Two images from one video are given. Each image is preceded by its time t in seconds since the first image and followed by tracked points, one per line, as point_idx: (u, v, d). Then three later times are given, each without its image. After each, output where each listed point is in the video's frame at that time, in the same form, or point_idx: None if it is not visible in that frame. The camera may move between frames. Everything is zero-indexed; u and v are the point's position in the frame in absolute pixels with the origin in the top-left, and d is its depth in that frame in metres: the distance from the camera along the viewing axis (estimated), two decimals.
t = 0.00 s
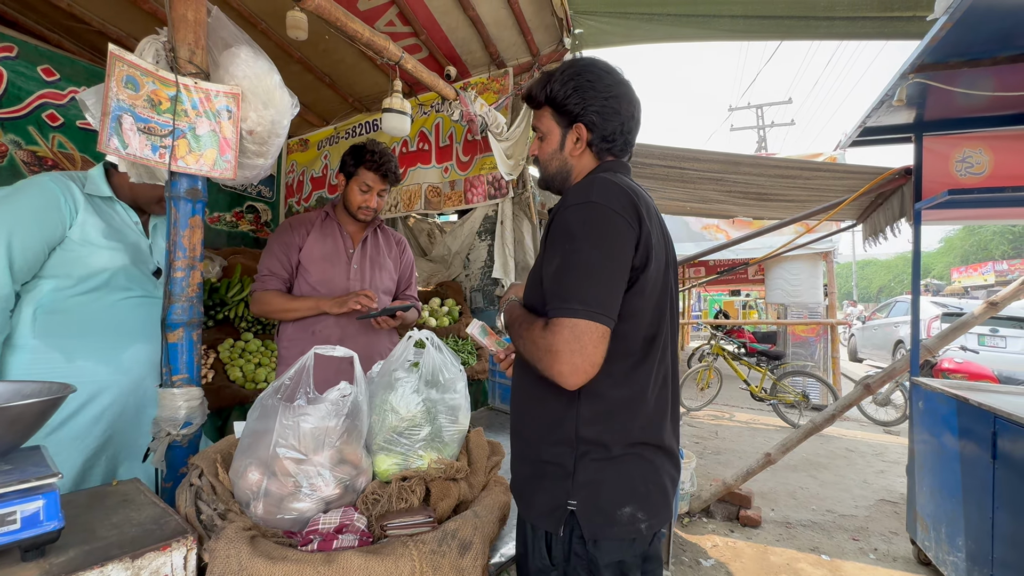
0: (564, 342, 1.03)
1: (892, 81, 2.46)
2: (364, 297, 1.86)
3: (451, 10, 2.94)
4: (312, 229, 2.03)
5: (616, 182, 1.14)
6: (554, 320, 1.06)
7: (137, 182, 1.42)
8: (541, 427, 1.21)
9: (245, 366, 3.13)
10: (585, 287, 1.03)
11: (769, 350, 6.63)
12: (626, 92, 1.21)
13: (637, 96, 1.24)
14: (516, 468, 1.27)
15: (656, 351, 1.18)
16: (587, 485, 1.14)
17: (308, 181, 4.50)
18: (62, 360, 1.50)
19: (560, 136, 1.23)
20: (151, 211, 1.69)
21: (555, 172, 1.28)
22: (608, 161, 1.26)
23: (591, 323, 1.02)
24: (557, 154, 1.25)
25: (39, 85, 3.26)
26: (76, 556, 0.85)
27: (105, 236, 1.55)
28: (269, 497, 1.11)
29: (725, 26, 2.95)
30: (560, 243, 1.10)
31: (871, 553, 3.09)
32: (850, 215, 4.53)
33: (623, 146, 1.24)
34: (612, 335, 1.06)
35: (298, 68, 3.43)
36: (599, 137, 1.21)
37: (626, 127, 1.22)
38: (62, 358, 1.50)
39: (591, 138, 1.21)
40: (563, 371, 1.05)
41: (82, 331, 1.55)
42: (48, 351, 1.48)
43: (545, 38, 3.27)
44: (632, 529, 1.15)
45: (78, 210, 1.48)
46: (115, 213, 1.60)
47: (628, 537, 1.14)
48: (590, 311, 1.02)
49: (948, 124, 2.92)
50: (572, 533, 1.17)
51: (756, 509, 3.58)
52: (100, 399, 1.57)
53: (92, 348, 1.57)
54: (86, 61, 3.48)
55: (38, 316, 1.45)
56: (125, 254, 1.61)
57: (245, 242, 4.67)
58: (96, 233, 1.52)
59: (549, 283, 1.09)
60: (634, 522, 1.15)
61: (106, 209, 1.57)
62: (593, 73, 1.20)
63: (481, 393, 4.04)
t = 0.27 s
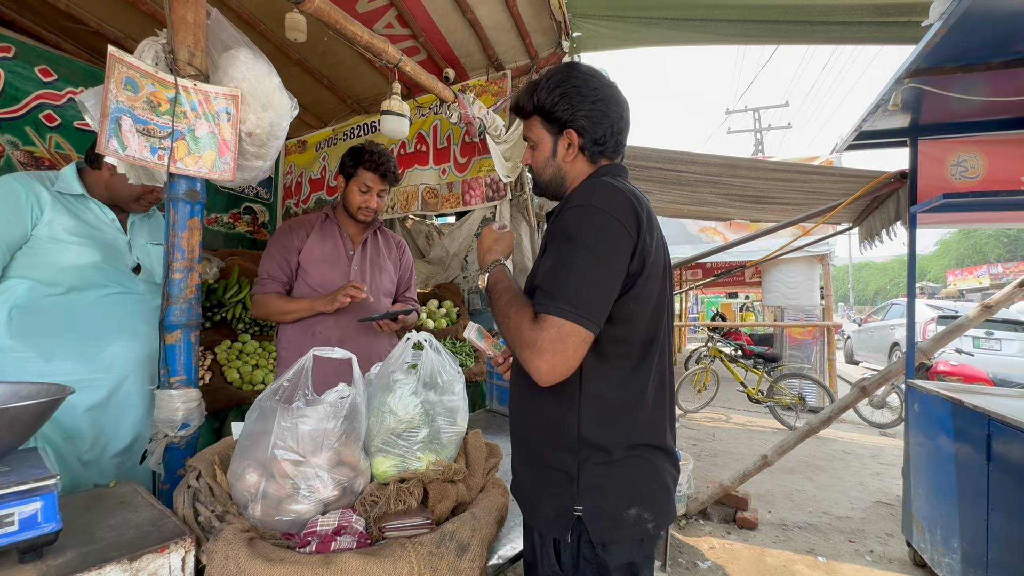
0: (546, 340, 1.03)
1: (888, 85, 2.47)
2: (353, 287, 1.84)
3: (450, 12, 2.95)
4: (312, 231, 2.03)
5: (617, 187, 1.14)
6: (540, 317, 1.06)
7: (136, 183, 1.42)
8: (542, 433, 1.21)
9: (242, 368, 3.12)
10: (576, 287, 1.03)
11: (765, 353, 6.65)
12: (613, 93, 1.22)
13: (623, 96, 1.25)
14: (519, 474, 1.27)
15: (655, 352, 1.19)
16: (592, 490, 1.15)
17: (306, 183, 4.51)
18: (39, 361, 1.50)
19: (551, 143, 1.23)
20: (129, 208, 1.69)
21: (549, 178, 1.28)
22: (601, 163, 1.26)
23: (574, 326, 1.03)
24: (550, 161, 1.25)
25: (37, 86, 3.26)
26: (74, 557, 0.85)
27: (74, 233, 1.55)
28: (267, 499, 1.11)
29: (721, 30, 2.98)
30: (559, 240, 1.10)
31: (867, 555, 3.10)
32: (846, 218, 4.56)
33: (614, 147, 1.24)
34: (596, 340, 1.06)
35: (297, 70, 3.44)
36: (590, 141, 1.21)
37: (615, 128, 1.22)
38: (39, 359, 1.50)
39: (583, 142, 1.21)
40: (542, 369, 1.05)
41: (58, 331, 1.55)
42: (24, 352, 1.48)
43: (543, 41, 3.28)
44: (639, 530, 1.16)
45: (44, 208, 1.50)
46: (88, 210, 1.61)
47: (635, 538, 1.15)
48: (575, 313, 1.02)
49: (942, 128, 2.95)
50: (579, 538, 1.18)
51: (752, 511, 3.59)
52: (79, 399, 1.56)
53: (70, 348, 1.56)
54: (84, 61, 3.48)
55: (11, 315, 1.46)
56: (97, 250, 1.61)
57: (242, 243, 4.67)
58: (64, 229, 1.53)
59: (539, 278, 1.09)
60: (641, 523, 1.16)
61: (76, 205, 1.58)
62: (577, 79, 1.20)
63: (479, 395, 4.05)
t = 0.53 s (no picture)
0: (537, 339, 1.04)
1: (885, 91, 2.49)
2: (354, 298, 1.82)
3: (449, 15, 2.95)
4: (311, 234, 2.02)
5: (625, 198, 1.14)
6: (535, 317, 1.07)
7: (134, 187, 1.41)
8: (549, 439, 1.21)
9: (240, 370, 3.09)
10: (572, 291, 1.04)
11: (762, 355, 6.66)
12: (606, 103, 1.22)
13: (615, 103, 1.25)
14: (525, 480, 1.26)
15: (660, 357, 1.21)
16: (604, 493, 1.15)
17: (304, 185, 4.50)
18: (25, 366, 1.50)
19: (550, 157, 1.23)
20: (111, 208, 1.69)
21: (551, 191, 1.27)
22: (600, 171, 1.26)
23: (566, 329, 1.03)
24: (551, 174, 1.25)
25: (33, 87, 3.24)
26: (71, 567, 0.84)
27: (60, 235, 1.56)
28: (266, 506, 1.11)
29: (719, 35, 2.99)
30: (565, 244, 1.10)
31: (864, 558, 3.11)
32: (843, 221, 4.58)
33: (612, 155, 1.25)
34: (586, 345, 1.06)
35: (295, 72, 3.43)
36: (590, 151, 1.21)
37: (612, 136, 1.23)
38: (25, 364, 1.50)
39: (582, 153, 1.21)
40: (528, 366, 1.05)
41: (44, 335, 1.55)
42: (10, 358, 1.47)
43: (541, 44, 3.28)
44: (649, 532, 1.16)
45: (28, 210, 1.50)
46: (71, 213, 1.61)
47: (646, 540, 1.15)
48: (567, 317, 1.03)
49: (939, 132, 2.96)
50: (592, 543, 1.17)
51: (750, 514, 3.60)
52: (66, 404, 1.55)
53: (57, 352, 1.56)
54: (80, 62, 3.46)
55: None
56: (82, 252, 1.61)
57: (239, 245, 4.65)
58: (48, 231, 1.53)
59: (538, 278, 1.11)
60: (651, 525, 1.16)
61: (60, 208, 1.59)
62: (570, 92, 1.21)
63: (477, 398, 4.02)
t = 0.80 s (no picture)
0: (536, 331, 1.05)
1: (885, 94, 2.49)
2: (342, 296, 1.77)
3: (449, 16, 2.94)
4: (309, 235, 2.01)
5: (632, 199, 1.14)
6: (536, 310, 1.07)
7: (131, 187, 1.39)
8: (555, 439, 1.19)
9: (237, 372, 3.06)
10: (573, 286, 1.03)
11: (760, 357, 6.67)
12: (609, 109, 1.22)
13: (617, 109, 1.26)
14: (532, 480, 1.24)
15: (666, 357, 1.19)
16: (613, 492, 1.14)
17: (301, 185, 4.48)
18: (16, 368, 1.47)
19: (558, 164, 1.22)
20: (95, 207, 1.65)
21: (560, 198, 1.26)
22: (608, 176, 1.25)
23: (565, 323, 1.03)
24: (559, 181, 1.23)
25: (28, 86, 3.21)
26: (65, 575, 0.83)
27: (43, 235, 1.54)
28: (265, 511, 1.09)
29: (718, 37, 2.99)
30: (571, 241, 1.10)
31: (863, 560, 3.11)
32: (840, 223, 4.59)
33: (618, 160, 1.24)
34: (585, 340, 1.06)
35: (293, 71, 3.41)
36: (597, 156, 1.20)
37: (617, 141, 1.22)
38: (16, 366, 1.47)
39: (590, 159, 1.20)
40: (527, 357, 1.06)
41: (34, 336, 1.52)
42: None
43: (541, 45, 3.27)
44: (656, 533, 1.15)
45: (9, 211, 1.48)
46: (55, 213, 1.60)
47: (652, 541, 1.15)
48: (564, 311, 1.02)
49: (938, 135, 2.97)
50: (600, 543, 1.15)
51: (748, 516, 3.59)
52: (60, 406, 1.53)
53: (47, 353, 1.53)
54: (76, 61, 3.44)
55: None
56: (68, 252, 1.60)
57: (236, 245, 4.63)
58: (31, 232, 1.51)
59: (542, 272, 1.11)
60: (657, 526, 1.16)
61: (42, 208, 1.56)
62: (574, 100, 1.20)
63: (476, 400, 3.99)
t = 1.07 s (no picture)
0: (545, 333, 1.04)
1: (889, 96, 2.49)
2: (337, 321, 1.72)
3: (450, 16, 2.92)
4: (309, 235, 1.99)
5: (640, 200, 1.12)
6: (545, 312, 1.06)
7: (129, 186, 1.37)
8: (563, 440, 1.18)
9: (235, 374, 3.04)
10: (582, 287, 1.02)
11: (759, 359, 6.67)
12: (623, 112, 1.21)
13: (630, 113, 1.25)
14: (540, 482, 1.23)
15: (675, 359, 1.17)
16: (620, 492, 1.12)
17: (300, 186, 4.45)
18: (4, 372, 1.44)
19: (570, 165, 1.21)
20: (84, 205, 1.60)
21: (571, 200, 1.24)
22: (619, 179, 1.24)
23: (575, 324, 1.01)
24: (570, 182, 1.22)
25: (24, 84, 3.18)
26: None
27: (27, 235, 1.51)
28: (265, 517, 1.07)
29: (720, 38, 2.98)
30: (579, 242, 1.09)
31: (864, 564, 3.10)
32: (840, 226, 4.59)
33: (630, 163, 1.23)
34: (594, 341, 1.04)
35: (292, 71, 3.39)
36: (609, 158, 1.19)
37: (630, 144, 1.21)
38: (4, 371, 1.44)
39: (602, 160, 1.19)
40: (537, 359, 1.05)
41: (22, 339, 1.49)
42: None
43: (542, 45, 3.26)
44: (663, 538, 1.13)
45: None
46: (41, 211, 1.55)
47: (660, 545, 1.13)
48: (574, 312, 1.01)
49: (939, 138, 2.97)
50: (606, 545, 1.14)
51: (750, 519, 3.58)
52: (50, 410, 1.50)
53: (37, 356, 1.51)
54: (73, 60, 3.41)
55: None
56: (53, 252, 1.57)
57: (234, 246, 4.59)
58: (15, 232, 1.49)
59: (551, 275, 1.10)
60: (664, 531, 1.13)
61: (27, 207, 1.53)
62: (588, 101, 1.19)
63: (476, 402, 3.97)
